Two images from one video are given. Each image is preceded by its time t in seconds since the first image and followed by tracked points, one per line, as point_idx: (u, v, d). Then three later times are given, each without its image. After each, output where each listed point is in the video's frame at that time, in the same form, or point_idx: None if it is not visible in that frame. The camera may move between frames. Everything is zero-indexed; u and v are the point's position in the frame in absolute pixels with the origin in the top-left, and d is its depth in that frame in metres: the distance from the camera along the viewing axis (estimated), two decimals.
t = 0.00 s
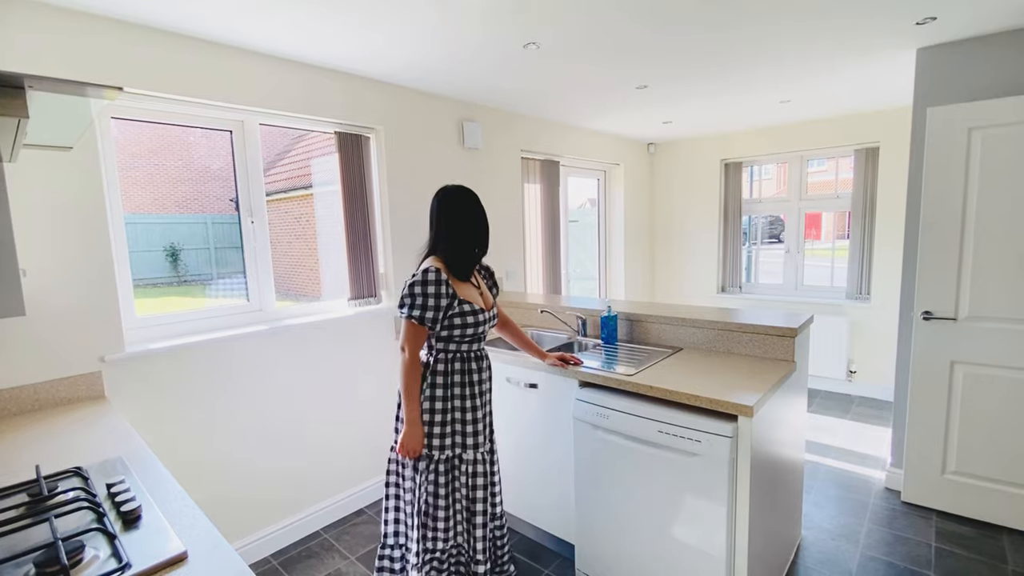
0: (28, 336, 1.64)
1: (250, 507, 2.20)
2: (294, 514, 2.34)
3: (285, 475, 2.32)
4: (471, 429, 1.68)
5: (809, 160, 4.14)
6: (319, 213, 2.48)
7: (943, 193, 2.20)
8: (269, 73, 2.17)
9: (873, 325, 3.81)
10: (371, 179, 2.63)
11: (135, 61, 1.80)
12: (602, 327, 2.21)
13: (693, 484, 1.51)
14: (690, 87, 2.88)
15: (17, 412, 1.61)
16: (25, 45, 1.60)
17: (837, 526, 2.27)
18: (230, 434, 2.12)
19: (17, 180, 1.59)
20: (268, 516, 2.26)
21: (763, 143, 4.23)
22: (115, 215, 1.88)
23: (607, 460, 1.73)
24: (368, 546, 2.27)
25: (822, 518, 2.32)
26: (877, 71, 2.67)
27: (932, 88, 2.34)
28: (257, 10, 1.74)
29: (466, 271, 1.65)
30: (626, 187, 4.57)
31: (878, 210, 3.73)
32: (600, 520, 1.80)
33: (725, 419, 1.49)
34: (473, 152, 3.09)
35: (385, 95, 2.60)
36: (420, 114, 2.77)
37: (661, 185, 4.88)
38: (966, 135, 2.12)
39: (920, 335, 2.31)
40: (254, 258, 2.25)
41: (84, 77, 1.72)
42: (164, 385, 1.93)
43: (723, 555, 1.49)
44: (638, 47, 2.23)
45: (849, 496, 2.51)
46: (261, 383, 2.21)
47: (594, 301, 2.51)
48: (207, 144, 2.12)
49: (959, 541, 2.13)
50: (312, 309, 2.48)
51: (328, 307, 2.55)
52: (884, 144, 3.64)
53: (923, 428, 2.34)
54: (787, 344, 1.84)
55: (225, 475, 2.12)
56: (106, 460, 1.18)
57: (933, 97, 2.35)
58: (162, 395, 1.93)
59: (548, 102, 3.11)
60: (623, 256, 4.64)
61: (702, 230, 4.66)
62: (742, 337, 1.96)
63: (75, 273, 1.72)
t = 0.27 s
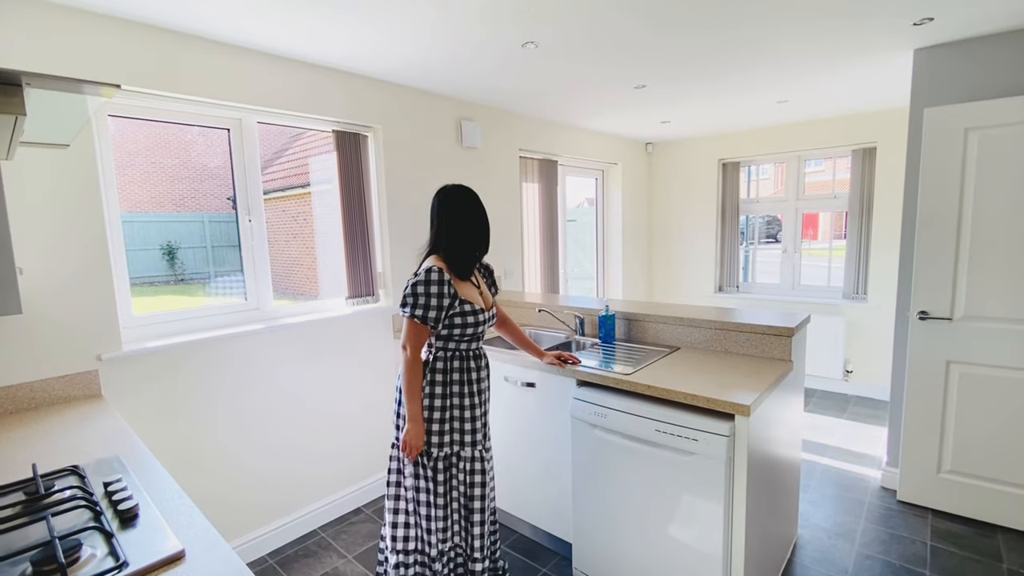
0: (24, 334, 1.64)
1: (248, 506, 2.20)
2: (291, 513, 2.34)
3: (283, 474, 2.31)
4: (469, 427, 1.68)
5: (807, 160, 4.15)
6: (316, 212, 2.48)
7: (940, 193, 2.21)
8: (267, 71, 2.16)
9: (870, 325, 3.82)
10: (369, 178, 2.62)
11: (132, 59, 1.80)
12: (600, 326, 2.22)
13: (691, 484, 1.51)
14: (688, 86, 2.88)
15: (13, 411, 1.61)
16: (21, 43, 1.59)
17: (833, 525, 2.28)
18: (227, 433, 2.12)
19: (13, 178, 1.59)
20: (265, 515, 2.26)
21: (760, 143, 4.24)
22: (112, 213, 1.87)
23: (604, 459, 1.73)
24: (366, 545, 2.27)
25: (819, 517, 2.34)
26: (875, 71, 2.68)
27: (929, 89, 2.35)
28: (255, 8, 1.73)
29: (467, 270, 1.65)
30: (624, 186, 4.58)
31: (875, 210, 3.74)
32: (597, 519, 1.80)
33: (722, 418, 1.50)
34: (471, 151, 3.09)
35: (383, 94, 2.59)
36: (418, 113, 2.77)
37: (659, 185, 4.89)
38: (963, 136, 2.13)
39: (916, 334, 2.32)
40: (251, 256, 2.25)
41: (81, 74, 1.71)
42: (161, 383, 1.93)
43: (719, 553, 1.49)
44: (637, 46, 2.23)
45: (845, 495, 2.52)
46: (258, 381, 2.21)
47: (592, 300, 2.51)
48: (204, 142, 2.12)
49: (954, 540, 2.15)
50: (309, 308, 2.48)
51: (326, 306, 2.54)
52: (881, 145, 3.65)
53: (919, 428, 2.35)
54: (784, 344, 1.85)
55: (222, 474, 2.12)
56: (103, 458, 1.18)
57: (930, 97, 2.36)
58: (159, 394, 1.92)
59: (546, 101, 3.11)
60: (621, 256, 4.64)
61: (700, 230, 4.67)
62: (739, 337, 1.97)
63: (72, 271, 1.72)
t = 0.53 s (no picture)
0: (20, 332, 1.63)
1: (245, 505, 2.20)
2: (289, 511, 2.34)
3: (280, 473, 2.31)
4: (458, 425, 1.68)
5: (805, 160, 4.16)
6: (314, 211, 2.48)
7: (937, 193, 2.22)
8: (264, 69, 2.16)
9: (867, 325, 3.83)
10: (367, 177, 2.62)
11: (130, 57, 1.79)
12: (598, 326, 2.22)
13: (688, 483, 1.52)
14: (686, 86, 2.89)
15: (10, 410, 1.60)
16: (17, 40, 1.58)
17: (830, 524, 2.29)
18: (224, 432, 2.12)
19: (9, 176, 1.58)
20: (263, 514, 2.25)
21: (758, 143, 4.25)
22: (109, 211, 1.87)
23: (601, 458, 1.73)
24: (363, 544, 2.27)
25: (815, 516, 2.34)
26: (872, 72, 2.69)
27: (926, 90, 2.36)
28: (254, 7, 1.73)
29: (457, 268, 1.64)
30: (622, 185, 4.58)
31: (872, 210, 3.75)
32: (594, 518, 1.80)
33: (719, 418, 1.50)
34: (470, 150, 3.08)
35: (381, 93, 2.59)
36: (416, 112, 2.76)
37: (657, 184, 4.89)
38: (960, 136, 2.14)
39: (912, 334, 2.33)
40: (249, 255, 2.25)
41: (78, 72, 1.71)
42: (158, 383, 1.92)
43: (716, 553, 1.50)
44: (635, 46, 2.23)
45: (842, 494, 2.53)
46: (255, 380, 2.20)
47: (590, 300, 2.51)
48: (202, 140, 2.11)
49: (950, 539, 2.16)
50: (307, 307, 2.47)
51: (324, 305, 2.54)
52: (879, 145, 3.66)
53: (915, 427, 2.36)
54: (781, 344, 1.85)
55: (220, 473, 2.11)
56: (99, 458, 1.18)
57: (927, 98, 2.36)
58: (156, 393, 1.92)
59: (544, 101, 3.11)
60: (619, 255, 4.64)
61: (698, 229, 4.68)
62: (736, 336, 1.97)
63: (68, 270, 1.71)
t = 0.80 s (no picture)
0: (17, 332, 1.62)
1: (242, 504, 2.20)
2: (286, 511, 2.34)
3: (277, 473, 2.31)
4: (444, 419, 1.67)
5: (802, 160, 4.17)
6: (312, 210, 2.48)
7: (933, 194, 2.22)
8: (262, 68, 2.16)
9: (863, 325, 3.84)
10: (365, 176, 2.62)
11: (127, 55, 1.79)
12: (595, 325, 2.22)
13: (684, 482, 1.53)
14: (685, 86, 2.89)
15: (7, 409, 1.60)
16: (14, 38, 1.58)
17: (826, 523, 2.29)
18: (221, 431, 2.11)
19: (6, 174, 1.58)
20: (260, 513, 2.25)
21: (756, 143, 4.25)
22: (107, 210, 1.87)
23: (599, 457, 1.74)
24: (360, 543, 2.27)
25: (812, 516, 2.35)
26: (870, 72, 2.69)
27: (923, 90, 2.37)
28: (252, 6, 1.73)
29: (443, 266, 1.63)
30: (620, 185, 4.58)
31: (869, 210, 3.76)
32: (591, 516, 1.81)
33: (716, 417, 1.50)
34: (468, 149, 3.08)
35: (380, 92, 2.59)
36: (414, 111, 2.76)
37: (656, 184, 4.90)
38: (957, 137, 2.15)
39: (909, 334, 2.34)
40: (246, 254, 2.24)
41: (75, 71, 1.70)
42: (155, 382, 1.92)
43: (712, 552, 1.50)
44: (634, 46, 2.23)
45: (838, 494, 2.54)
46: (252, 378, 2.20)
47: (587, 299, 2.52)
48: (199, 139, 2.11)
49: (945, 538, 2.16)
50: (304, 306, 2.47)
51: (322, 304, 2.54)
52: (876, 145, 3.67)
53: (912, 427, 2.37)
54: (778, 343, 1.86)
55: (217, 472, 2.11)
56: (96, 456, 1.17)
57: (924, 98, 2.37)
58: (153, 392, 1.92)
59: (543, 100, 3.12)
60: (617, 255, 4.65)
61: (696, 229, 4.68)
62: (734, 336, 1.98)
63: (65, 268, 1.71)
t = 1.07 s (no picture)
0: (13, 331, 1.62)
1: (241, 503, 2.19)
2: (285, 510, 2.34)
3: (275, 472, 2.31)
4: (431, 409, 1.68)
5: (801, 160, 4.18)
6: (310, 209, 2.47)
7: (931, 193, 2.23)
8: (260, 67, 2.15)
9: (861, 324, 3.85)
10: (364, 175, 2.62)
11: (125, 54, 1.78)
12: (594, 324, 2.22)
13: (682, 480, 1.53)
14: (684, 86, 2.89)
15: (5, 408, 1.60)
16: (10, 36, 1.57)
17: (824, 522, 2.30)
18: (219, 430, 2.11)
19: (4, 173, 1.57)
20: (258, 512, 2.25)
21: (755, 143, 4.26)
22: (105, 209, 1.86)
23: (597, 456, 1.74)
24: (359, 542, 2.28)
25: (810, 515, 2.35)
26: (868, 72, 2.70)
27: (922, 90, 2.37)
28: (250, 4, 1.72)
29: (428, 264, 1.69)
30: (619, 185, 4.58)
31: (867, 210, 3.77)
32: (589, 515, 1.81)
33: (714, 417, 1.50)
34: (467, 149, 3.08)
35: (378, 91, 2.59)
36: (413, 110, 2.76)
37: (655, 184, 4.90)
38: (955, 137, 2.15)
39: (907, 334, 2.35)
40: (245, 253, 2.24)
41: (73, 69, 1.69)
42: (153, 381, 1.92)
43: (710, 551, 1.51)
44: (633, 46, 2.23)
45: (836, 493, 2.54)
46: (249, 377, 2.20)
47: (586, 299, 2.52)
48: (198, 138, 2.11)
49: (943, 537, 2.17)
50: (303, 305, 2.46)
51: (320, 303, 2.53)
52: (874, 145, 3.67)
53: (909, 426, 2.38)
54: (776, 343, 1.86)
55: (215, 471, 2.11)
56: (93, 455, 1.17)
57: (922, 99, 2.38)
58: (151, 391, 1.91)
59: (541, 100, 3.11)
60: (616, 255, 4.65)
61: (694, 229, 4.69)
62: (732, 336, 1.98)
63: (63, 266, 1.71)
